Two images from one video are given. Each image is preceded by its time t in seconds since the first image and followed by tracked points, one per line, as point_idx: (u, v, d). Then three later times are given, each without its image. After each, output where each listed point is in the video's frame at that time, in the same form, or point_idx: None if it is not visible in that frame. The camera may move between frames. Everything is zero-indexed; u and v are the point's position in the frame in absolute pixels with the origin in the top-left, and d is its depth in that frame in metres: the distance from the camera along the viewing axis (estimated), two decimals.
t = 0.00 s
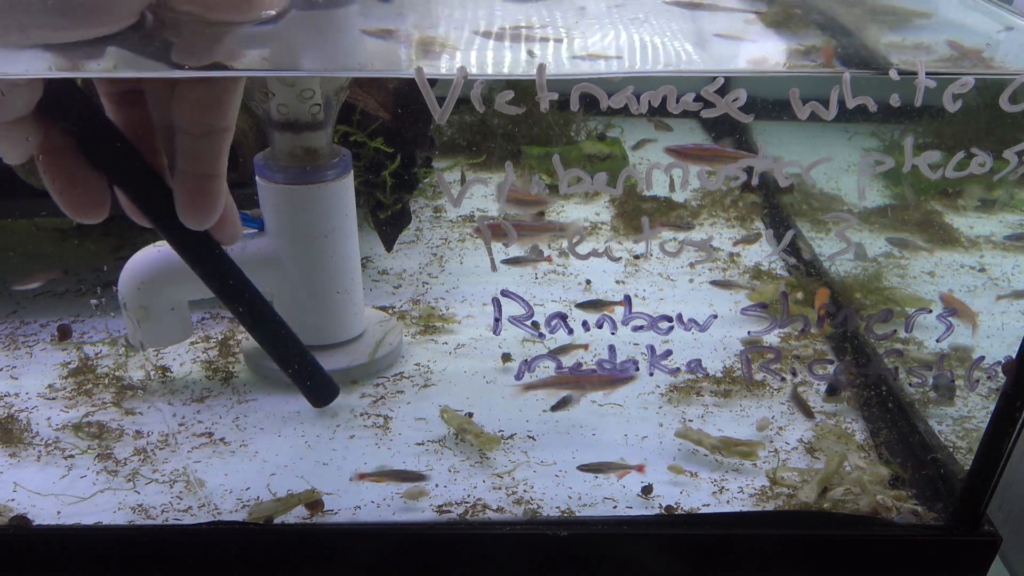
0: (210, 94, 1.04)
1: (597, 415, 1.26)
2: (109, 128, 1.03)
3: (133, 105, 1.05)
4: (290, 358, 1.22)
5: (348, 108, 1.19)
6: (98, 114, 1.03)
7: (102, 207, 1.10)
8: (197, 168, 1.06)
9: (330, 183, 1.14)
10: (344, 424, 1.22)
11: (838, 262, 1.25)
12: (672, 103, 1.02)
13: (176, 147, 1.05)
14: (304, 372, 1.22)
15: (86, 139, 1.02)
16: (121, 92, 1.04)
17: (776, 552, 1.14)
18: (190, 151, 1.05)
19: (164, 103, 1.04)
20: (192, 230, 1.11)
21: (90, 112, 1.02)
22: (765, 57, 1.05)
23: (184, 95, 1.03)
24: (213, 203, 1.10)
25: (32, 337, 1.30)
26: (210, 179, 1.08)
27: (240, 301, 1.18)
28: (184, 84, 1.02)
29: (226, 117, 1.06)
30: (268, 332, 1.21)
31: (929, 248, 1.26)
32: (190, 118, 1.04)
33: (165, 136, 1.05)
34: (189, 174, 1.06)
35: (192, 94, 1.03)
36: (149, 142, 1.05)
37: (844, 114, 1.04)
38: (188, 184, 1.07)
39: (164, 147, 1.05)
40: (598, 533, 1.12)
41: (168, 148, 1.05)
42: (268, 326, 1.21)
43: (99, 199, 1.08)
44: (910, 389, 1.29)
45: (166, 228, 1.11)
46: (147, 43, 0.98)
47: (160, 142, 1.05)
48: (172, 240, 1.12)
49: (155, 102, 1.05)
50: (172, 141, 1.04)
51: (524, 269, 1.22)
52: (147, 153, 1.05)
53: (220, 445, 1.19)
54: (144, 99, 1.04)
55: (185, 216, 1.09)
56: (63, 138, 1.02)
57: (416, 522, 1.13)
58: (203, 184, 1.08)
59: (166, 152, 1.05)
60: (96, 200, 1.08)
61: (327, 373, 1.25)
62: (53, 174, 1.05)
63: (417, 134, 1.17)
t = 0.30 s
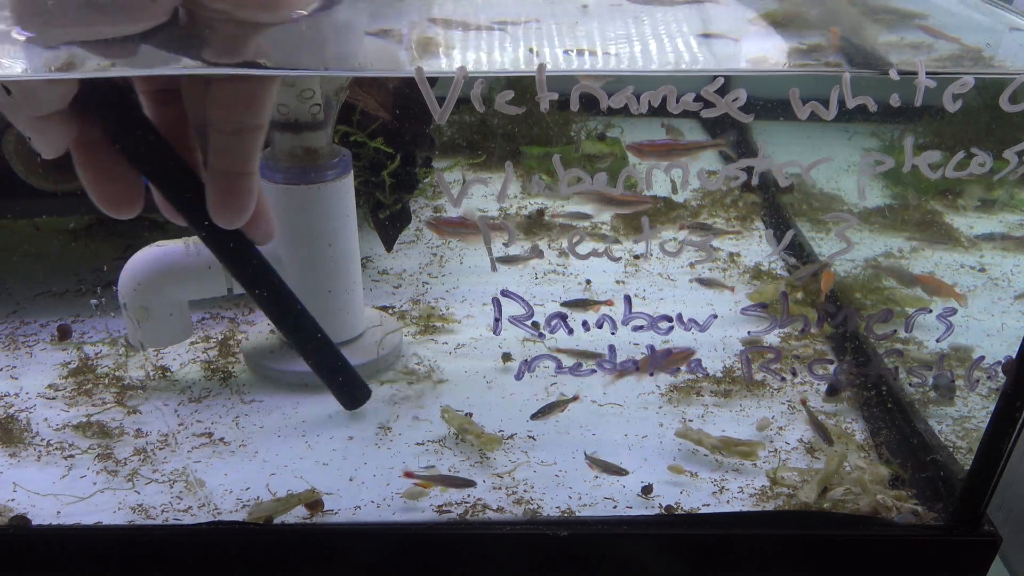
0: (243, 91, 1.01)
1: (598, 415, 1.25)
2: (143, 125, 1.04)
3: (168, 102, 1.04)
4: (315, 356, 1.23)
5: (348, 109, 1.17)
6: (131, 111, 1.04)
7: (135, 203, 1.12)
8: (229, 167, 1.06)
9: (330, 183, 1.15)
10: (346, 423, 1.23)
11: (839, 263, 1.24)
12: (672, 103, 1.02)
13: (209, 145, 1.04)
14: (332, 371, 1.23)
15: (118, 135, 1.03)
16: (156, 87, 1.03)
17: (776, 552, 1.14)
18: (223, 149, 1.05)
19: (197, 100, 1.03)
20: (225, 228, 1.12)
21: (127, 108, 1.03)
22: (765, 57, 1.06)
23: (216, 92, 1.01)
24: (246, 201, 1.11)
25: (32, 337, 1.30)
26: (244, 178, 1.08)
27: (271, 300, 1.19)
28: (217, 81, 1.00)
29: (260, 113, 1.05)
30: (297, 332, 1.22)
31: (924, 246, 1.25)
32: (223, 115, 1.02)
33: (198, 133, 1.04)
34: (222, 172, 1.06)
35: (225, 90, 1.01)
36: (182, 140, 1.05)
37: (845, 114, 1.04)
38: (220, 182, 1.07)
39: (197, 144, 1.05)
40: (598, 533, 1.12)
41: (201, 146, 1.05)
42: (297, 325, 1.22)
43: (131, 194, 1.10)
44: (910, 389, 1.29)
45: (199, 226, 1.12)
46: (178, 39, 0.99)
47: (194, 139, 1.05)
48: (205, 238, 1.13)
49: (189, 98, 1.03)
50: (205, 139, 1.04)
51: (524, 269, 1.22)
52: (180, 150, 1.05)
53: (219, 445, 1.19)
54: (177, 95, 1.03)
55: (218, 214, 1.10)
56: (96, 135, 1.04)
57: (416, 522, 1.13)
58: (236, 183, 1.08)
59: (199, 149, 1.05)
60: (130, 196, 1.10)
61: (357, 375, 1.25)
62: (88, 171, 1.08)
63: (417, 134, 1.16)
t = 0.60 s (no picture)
0: (290, 95, 0.98)
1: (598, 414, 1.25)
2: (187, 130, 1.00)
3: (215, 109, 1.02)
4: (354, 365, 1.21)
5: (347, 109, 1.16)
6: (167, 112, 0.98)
7: (180, 209, 1.08)
8: (275, 175, 1.02)
9: (330, 183, 1.14)
10: (346, 424, 1.23)
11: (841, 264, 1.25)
12: (672, 103, 1.01)
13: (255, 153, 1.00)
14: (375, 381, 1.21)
15: (161, 143, 0.98)
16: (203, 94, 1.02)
17: (776, 552, 1.14)
18: (269, 156, 1.01)
19: (244, 105, 1.00)
20: (270, 235, 1.08)
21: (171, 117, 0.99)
22: (764, 59, 1.07)
23: (262, 96, 0.98)
24: (291, 210, 1.08)
25: (32, 337, 1.30)
26: (290, 185, 1.04)
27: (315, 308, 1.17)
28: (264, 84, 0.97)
29: (306, 118, 1.01)
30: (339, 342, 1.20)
31: (925, 247, 1.25)
32: (268, 119, 0.98)
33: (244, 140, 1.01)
34: (267, 180, 1.03)
35: (272, 93, 0.97)
36: (228, 148, 1.02)
37: (845, 114, 1.04)
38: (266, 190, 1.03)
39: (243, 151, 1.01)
40: (598, 533, 1.12)
41: (246, 154, 1.01)
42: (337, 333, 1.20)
43: (176, 202, 1.06)
44: (910, 389, 1.28)
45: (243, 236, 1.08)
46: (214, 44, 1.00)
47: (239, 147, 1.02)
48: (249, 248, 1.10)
49: (236, 104, 1.01)
50: (251, 146, 1.00)
51: (524, 268, 1.22)
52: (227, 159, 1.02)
53: (219, 445, 1.20)
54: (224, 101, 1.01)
55: (263, 222, 1.07)
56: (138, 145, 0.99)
57: (416, 522, 1.13)
58: (282, 191, 1.04)
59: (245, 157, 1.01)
60: (174, 205, 1.07)
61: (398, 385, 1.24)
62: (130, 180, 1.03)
63: (417, 134, 1.15)
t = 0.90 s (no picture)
0: (331, 103, 1.02)
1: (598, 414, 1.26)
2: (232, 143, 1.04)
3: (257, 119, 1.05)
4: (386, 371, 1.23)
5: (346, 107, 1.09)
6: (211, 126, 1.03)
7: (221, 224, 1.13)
8: (317, 183, 1.07)
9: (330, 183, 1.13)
10: (346, 424, 1.23)
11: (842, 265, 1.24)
12: (672, 103, 1.02)
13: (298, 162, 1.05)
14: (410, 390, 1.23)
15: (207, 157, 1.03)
16: (242, 104, 1.05)
17: (776, 552, 1.14)
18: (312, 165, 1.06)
19: (286, 116, 1.03)
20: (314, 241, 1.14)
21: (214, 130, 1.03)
22: (764, 59, 1.07)
23: (305, 106, 1.02)
24: (331, 215, 1.13)
25: (32, 337, 1.31)
26: (330, 192, 1.09)
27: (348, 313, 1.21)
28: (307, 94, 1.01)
29: (345, 125, 1.05)
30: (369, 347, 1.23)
31: (926, 248, 1.22)
32: (310, 128, 1.03)
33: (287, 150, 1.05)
34: (309, 188, 1.08)
35: (315, 103, 1.02)
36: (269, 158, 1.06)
37: (845, 114, 1.03)
38: (308, 198, 1.09)
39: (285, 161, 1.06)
40: (598, 533, 1.12)
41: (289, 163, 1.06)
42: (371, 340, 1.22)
43: (218, 210, 1.11)
44: (910, 389, 1.28)
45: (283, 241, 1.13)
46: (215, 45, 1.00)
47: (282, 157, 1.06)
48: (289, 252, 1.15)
49: (275, 114, 1.04)
50: (294, 156, 1.05)
51: (524, 268, 1.21)
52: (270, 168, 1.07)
53: (219, 445, 1.20)
54: (264, 112, 1.04)
55: (308, 230, 1.12)
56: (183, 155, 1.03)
57: (416, 522, 1.13)
58: (323, 198, 1.09)
59: (288, 166, 1.06)
60: (215, 215, 1.11)
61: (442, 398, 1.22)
62: (174, 190, 1.08)
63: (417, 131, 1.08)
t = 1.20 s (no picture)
0: (320, 120, 0.98)
1: (598, 414, 1.26)
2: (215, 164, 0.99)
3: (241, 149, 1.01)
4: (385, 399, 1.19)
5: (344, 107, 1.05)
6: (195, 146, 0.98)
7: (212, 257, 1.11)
8: (308, 206, 1.04)
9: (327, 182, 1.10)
10: (347, 424, 1.23)
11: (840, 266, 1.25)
12: (672, 103, 1.02)
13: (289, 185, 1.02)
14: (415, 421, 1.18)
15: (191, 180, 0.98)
16: (224, 137, 1.00)
17: (776, 552, 1.14)
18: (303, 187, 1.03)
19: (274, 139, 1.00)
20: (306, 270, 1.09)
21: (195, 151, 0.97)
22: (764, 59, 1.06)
23: (294, 125, 0.98)
24: (324, 239, 1.09)
25: (32, 337, 1.31)
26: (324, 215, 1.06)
27: (345, 346, 1.16)
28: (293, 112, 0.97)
29: (337, 142, 1.01)
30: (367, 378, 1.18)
31: (927, 248, 1.21)
32: (300, 148, 0.99)
33: (276, 175, 1.02)
34: (300, 213, 1.04)
35: (302, 121, 0.98)
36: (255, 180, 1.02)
37: (844, 114, 1.03)
38: (301, 223, 1.05)
39: (275, 188, 1.03)
40: (598, 533, 1.12)
41: (279, 189, 1.03)
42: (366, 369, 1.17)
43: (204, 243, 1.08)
44: (910, 389, 1.27)
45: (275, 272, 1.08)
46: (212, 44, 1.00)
47: (272, 184, 1.03)
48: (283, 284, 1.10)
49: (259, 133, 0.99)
50: (283, 177, 1.01)
51: (524, 268, 1.19)
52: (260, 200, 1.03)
53: (219, 445, 1.20)
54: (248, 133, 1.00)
55: (299, 257, 1.08)
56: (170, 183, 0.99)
57: (416, 522, 1.14)
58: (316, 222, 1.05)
59: (279, 192, 1.03)
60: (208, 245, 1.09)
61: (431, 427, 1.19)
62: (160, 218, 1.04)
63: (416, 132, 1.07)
